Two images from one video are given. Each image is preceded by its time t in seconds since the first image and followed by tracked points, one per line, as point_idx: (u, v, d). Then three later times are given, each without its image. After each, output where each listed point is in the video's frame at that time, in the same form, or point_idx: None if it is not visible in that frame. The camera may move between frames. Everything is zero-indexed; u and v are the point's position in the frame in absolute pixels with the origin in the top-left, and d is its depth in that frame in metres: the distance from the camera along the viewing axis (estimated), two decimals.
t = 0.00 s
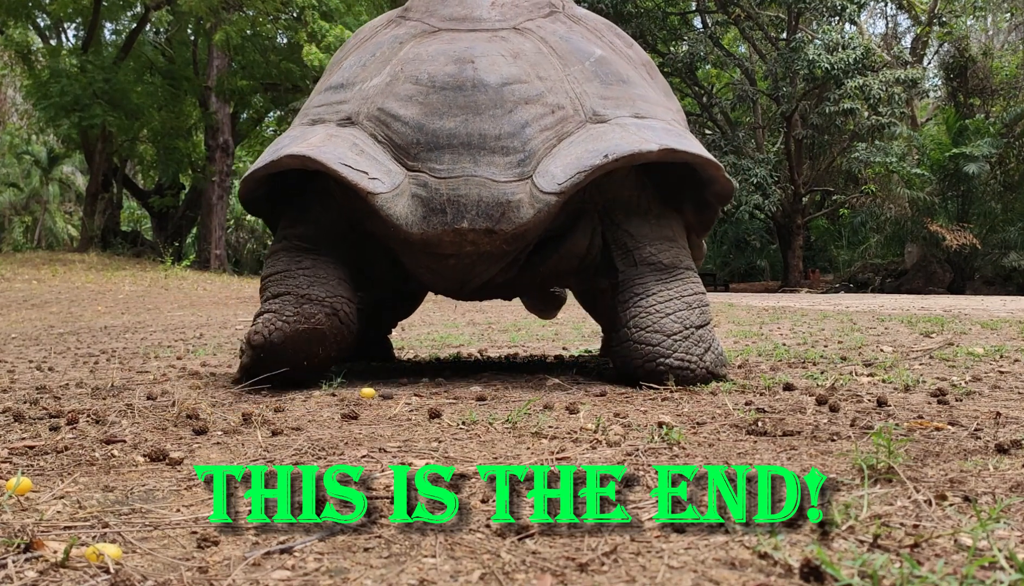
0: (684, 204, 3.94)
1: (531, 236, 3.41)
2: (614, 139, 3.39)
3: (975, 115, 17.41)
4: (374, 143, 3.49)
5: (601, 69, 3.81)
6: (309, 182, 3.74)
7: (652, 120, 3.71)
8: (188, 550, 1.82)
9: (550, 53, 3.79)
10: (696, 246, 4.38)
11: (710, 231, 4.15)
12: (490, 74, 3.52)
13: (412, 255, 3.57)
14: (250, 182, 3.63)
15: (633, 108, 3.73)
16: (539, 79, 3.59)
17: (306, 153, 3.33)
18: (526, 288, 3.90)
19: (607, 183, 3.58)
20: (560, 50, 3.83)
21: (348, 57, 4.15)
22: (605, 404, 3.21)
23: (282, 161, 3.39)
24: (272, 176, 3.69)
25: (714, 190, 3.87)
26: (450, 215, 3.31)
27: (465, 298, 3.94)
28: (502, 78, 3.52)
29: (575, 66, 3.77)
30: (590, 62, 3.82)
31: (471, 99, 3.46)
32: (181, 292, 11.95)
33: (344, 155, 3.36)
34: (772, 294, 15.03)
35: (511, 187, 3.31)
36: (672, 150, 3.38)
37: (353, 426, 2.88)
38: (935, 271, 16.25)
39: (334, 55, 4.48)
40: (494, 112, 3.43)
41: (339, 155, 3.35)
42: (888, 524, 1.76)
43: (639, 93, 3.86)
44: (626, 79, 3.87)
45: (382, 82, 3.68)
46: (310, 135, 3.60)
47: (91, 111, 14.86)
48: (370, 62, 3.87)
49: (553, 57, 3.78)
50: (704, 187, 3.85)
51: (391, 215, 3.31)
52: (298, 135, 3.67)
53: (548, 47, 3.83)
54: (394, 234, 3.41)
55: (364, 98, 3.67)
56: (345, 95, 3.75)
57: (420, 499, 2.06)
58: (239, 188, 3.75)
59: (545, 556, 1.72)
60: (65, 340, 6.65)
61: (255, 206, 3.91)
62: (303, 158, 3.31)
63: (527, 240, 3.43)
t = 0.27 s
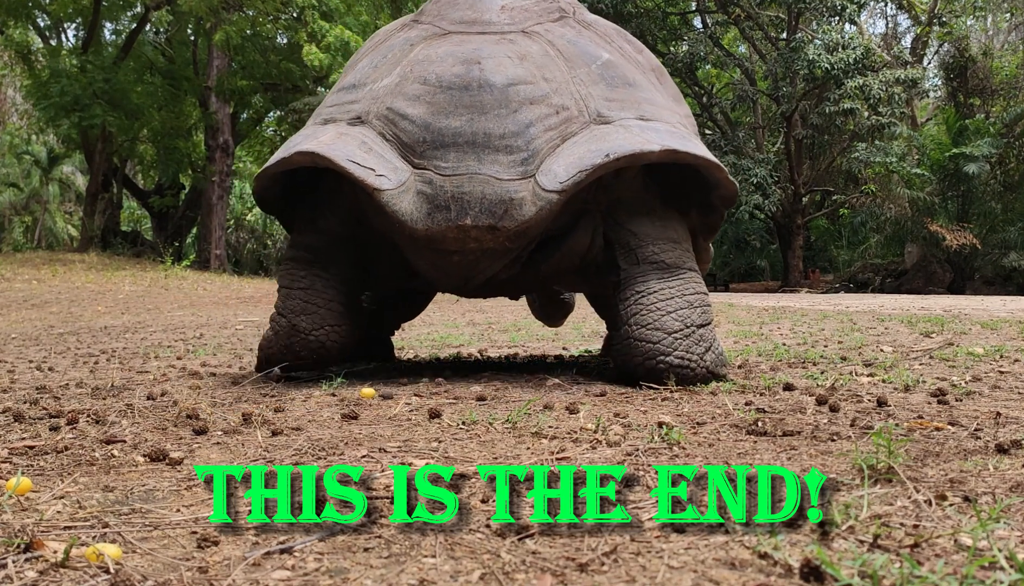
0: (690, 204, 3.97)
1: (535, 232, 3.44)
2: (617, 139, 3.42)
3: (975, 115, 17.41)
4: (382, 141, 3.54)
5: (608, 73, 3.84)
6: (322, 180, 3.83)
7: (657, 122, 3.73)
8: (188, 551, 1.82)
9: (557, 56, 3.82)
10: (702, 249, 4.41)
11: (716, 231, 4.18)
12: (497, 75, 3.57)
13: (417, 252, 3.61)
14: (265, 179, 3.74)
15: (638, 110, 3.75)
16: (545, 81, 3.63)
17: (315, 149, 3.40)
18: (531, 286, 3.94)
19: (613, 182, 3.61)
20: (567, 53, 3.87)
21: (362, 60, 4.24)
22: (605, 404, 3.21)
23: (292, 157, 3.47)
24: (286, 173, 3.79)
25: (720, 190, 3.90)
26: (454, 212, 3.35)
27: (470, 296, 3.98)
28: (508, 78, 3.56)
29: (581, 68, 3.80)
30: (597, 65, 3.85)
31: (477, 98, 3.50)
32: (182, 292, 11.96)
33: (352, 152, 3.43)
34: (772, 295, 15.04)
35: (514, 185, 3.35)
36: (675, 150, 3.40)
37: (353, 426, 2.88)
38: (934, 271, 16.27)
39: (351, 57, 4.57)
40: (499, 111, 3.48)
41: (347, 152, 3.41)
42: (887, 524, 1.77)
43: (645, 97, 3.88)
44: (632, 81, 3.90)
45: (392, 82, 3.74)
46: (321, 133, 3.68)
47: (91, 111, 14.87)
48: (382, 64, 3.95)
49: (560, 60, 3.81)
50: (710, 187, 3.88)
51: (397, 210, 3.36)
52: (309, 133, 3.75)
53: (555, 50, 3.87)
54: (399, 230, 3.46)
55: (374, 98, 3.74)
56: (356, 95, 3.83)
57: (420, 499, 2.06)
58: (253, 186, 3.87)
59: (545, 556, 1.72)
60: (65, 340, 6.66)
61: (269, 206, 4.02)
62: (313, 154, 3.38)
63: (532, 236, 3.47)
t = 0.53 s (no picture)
0: (692, 206, 4.00)
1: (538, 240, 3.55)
2: (615, 145, 3.49)
3: (975, 115, 17.39)
4: (386, 154, 3.68)
5: (606, 78, 3.90)
6: (329, 193, 3.95)
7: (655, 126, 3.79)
8: (188, 551, 1.82)
9: (556, 64, 3.90)
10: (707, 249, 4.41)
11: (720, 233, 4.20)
12: (496, 86, 3.67)
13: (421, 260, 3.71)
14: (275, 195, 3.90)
15: (637, 115, 3.81)
16: (543, 90, 3.72)
17: (321, 164, 3.54)
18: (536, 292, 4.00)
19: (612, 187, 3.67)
20: (566, 61, 3.93)
21: (369, 72, 4.37)
22: (605, 404, 3.21)
23: (299, 173, 3.61)
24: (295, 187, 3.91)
25: (721, 192, 3.93)
26: (456, 221, 3.47)
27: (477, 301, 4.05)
28: (507, 89, 3.66)
29: (580, 76, 3.87)
30: (595, 71, 3.92)
31: (477, 110, 3.61)
32: (182, 292, 11.96)
33: (357, 165, 3.56)
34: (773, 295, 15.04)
35: (515, 193, 3.45)
36: (671, 155, 3.45)
37: (353, 427, 2.88)
38: (935, 271, 16.28)
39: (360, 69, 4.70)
40: (499, 122, 3.58)
41: (352, 166, 3.55)
42: (887, 525, 1.76)
43: (645, 101, 3.93)
44: (631, 86, 3.96)
45: (396, 96, 3.87)
46: (328, 147, 3.82)
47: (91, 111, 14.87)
48: (386, 77, 4.08)
49: (559, 68, 3.89)
50: (711, 189, 3.92)
51: (401, 221, 3.49)
52: (317, 147, 3.89)
53: (554, 58, 3.94)
54: (404, 240, 3.58)
55: (379, 111, 3.87)
56: (361, 108, 3.96)
57: (420, 499, 2.06)
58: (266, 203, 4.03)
59: (544, 556, 1.72)
60: (65, 340, 6.66)
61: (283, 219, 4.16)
62: (318, 169, 3.53)
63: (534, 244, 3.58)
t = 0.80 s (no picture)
0: (688, 207, 4.02)
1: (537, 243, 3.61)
2: (609, 149, 3.53)
3: (975, 115, 17.39)
4: (386, 160, 3.73)
5: (603, 82, 3.92)
6: (331, 199, 3.99)
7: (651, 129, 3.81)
8: (188, 551, 1.82)
9: (552, 69, 3.92)
10: (707, 251, 4.40)
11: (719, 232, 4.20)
12: (493, 92, 3.71)
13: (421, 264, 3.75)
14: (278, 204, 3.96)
15: (633, 118, 3.83)
16: (539, 95, 3.75)
17: (321, 171, 3.61)
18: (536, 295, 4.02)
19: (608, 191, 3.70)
20: (562, 65, 3.95)
21: (370, 79, 4.42)
22: (605, 403, 3.21)
23: (300, 180, 3.68)
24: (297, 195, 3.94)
25: (718, 193, 3.94)
26: (455, 225, 3.53)
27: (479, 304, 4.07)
28: (503, 94, 3.70)
29: (576, 80, 3.89)
30: (592, 75, 3.93)
31: (474, 116, 3.66)
32: (182, 292, 11.96)
33: (357, 172, 3.63)
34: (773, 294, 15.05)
35: (511, 197, 3.50)
36: (666, 158, 3.48)
37: (353, 426, 2.88)
38: (935, 271, 16.30)
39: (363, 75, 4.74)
40: (495, 127, 3.62)
41: (352, 173, 3.61)
42: (888, 524, 1.76)
43: (642, 104, 3.94)
44: (627, 90, 3.97)
45: (395, 102, 3.92)
46: (329, 154, 3.89)
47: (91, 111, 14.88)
48: (386, 84, 4.12)
49: (555, 73, 3.91)
50: (707, 190, 3.92)
51: (400, 226, 3.55)
52: (318, 155, 3.95)
53: (551, 63, 3.96)
54: (403, 244, 3.64)
55: (379, 118, 3.92)
56: (362, 116, 4.02)
57: (420, 499, 2.06)
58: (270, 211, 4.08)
59: (544, 556, 1.72)
60: (65, 340, 6.66)
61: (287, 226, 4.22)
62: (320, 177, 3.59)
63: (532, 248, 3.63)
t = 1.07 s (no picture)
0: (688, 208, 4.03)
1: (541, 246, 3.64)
2: (611, 152, 3.55)
3: (975, 115, 17.39)
4: (391, 165, 3.76)
5: (604, 87, 3.95)
6: (335, 203, 3.99)
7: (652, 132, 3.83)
8: (188, 551, 1.82)
9: (554, 75, 3.95)
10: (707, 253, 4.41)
11: (719, 234, 4.20)
12: (496, 97, 3.74)
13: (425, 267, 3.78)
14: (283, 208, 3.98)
15: (634, 122, 3.86)
16: (542, 100, 3.78)
17: (327, 176, 3.64)
18: (537, 296, 4.03)
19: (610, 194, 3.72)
20: (563, 71, 3.98)
21: (373, 83, 4.44)
22: (605, 404, 3.22)
23: (305, 185, 3.70)
24: (302, 199, 3.94)
25: (717, 195, 3.95)
26: (460, 229, 3.56)
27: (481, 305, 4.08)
28: (506, 99, 3.73)
29: (577, 85, 3.93)
30: (593, 80, 3.96)
31: (478, 121, 3.69)
32: (182, 292, 11.96)
33: (362, 176, 3.65)
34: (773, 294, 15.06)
35: (516, 201, 3.53)
36: (668, 161, 3.50)
37: (353, 426, 2.88)
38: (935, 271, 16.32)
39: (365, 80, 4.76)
40: (499, 132, 3.66)
41: (357, 177, 3.63)
42: (888, 525, 1.76)
43: (642, 108, 3.98)
44: (628, 94, 4.00)
45: (399, 107, 3.95)
46: (334, 159, 3.91)
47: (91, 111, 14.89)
48: (389, 89, 4.15)
49: (557, 78, 3.94)
50: (707, 192, 3.94)
51: (406, 230, 3.58)
52: (323, 159, 3.98)
53: (552, 68, 3.99)
54: (409, 247, 3.66)
55: (383, 123, 3.95)
56: (367, 121, 4.04)
57: (420, 499, 2.06)
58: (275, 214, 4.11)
59: (545, 556, 1.72)
60: (65, 340, 6.66)
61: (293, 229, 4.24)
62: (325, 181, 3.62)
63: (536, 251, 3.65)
